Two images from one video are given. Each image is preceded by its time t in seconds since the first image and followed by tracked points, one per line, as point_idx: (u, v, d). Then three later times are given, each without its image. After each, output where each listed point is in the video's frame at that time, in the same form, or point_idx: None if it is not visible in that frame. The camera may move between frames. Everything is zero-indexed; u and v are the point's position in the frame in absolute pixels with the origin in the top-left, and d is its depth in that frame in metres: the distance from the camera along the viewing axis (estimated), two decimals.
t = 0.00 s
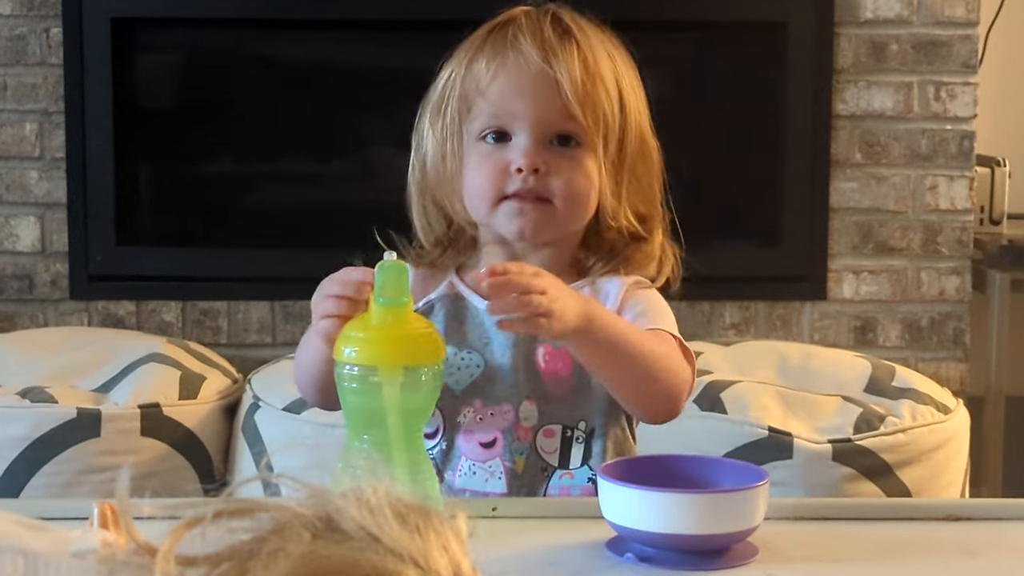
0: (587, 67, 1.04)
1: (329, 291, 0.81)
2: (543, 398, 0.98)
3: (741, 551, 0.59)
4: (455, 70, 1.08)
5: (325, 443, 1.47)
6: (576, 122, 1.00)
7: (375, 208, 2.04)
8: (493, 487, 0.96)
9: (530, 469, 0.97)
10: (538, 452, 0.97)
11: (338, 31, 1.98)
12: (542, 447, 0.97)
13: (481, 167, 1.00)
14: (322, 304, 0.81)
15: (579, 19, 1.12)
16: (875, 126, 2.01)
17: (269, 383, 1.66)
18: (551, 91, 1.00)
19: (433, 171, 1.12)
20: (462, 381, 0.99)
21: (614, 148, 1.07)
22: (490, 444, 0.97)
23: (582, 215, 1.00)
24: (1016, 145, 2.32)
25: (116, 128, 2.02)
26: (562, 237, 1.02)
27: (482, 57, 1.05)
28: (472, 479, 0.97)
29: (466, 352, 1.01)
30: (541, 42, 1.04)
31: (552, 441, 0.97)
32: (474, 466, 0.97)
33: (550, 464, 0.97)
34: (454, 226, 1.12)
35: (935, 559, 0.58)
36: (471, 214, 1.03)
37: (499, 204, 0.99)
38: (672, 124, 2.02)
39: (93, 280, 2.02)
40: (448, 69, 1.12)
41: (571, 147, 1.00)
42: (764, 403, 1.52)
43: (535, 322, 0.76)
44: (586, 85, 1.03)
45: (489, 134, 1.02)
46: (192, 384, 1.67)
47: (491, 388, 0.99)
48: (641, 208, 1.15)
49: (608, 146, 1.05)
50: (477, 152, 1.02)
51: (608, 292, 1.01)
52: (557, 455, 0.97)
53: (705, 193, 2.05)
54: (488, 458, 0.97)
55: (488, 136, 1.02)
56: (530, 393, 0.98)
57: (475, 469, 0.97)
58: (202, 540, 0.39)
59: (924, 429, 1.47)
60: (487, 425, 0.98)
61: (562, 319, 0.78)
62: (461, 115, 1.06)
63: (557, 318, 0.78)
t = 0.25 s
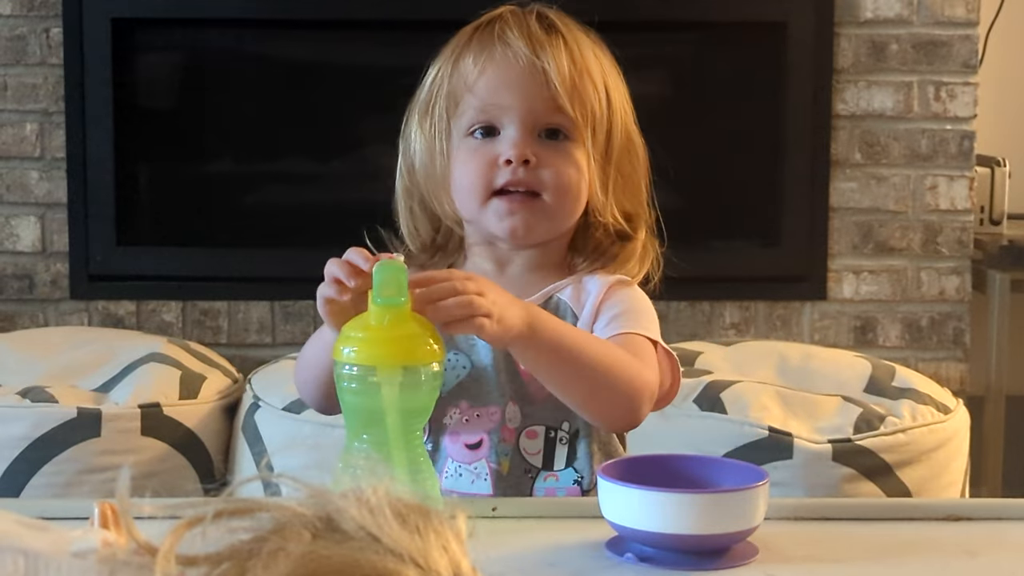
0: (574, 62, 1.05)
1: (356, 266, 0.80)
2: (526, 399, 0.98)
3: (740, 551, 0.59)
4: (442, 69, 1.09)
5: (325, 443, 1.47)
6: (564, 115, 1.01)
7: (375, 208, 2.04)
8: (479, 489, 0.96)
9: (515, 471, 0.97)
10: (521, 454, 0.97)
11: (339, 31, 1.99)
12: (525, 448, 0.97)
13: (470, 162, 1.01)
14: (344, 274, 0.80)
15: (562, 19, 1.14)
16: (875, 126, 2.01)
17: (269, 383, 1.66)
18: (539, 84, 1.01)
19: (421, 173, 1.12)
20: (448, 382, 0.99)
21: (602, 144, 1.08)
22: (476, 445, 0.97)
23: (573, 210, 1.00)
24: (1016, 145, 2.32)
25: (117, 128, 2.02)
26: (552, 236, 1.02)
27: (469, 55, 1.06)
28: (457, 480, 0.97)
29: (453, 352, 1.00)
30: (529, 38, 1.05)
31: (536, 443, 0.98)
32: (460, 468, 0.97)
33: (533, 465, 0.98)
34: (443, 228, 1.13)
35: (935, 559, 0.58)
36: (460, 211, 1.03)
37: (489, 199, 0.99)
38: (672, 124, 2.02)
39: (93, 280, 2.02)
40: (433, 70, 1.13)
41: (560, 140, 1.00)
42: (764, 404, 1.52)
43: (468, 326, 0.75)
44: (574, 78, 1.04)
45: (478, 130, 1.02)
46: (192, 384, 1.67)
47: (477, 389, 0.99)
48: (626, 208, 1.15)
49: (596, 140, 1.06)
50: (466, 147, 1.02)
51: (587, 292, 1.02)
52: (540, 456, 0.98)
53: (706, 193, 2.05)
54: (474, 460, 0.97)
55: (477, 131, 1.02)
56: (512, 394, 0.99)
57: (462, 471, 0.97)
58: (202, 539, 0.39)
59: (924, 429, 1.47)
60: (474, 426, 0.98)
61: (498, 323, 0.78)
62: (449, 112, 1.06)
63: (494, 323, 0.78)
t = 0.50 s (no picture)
0: (553, 59, 1.06)
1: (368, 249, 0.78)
2: (519, 399, 0.98)
3: (740, 552, 0.59)
4: (421, 71, 1.10)
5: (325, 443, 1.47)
6: (544, 114, 1.01)
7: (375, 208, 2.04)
8: (476, 490, 0.96)
9: (511, 471, 0.97)
10: (516, 454, 0.97)
11: (338, 31, 1.99)
12: (519, 448, 0.97)
13: (452, 162, 1.01)
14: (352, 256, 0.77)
15: (541, 16, 1.14)
16: (875, 126, 2.01)
17: (269, 384, 1.66)
18: (519, 83, 1.01)
19: (403, 175, 1.13)
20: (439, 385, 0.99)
21: (584, 141, 1.08)
22: (471, 448, 0.97)
23: (556, 208, 1.00)
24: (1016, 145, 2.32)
25: (116, 129, 2.02)
26: (537, 234, 1.01)
27: (448, 56, 1.07)
28: (453, 483, 0.97)
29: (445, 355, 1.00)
30: (507, 37, 1.06)
31: (530, 442, 0.98)
32: (456, 471, 0.97)
33: (529, 464, 0.98)
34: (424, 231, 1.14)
35: (935, 560, 0.58)
36: (445, 213, 1.03)
37: (472, 200, 0.99)
38: (672, 124, 2.03)
39: (93, 280, 2.02)
40: (412, 73, 1.13)
41: (541, 139, 1.00)
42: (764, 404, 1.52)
43: (475, 301, 0.75)
44: (553, 76, 1.04)
45: (459, 131, 1.02)
46: (192, 384, 1.67)
47: (469, 392, 0.98)
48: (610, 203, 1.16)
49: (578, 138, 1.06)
50: (447, 149, 1.02)
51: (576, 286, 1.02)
52: (535, 455, 0.98)
53: (706, 193, 2.05)
54: (469, 462, 0.97)
55: (458, 133, 1.03)
56: (505, 395, 0.98)
57: (457, 474, 0.97)
58: (203, 539, 0.39)
59: (924, 429, 1.47)
60: (468, 429, 0.97)
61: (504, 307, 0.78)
62: (430, 114, 1.07)
63: (498, 305, 0.78)
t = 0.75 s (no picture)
0: (534, 59, 1.06)
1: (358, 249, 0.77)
2: (504, 397, 0.98)
3: (740, 551, 0.59)
4: (402, 70, 1.10)
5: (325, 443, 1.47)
6: (527, 115, 1.01)
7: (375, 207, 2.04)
8: (464, 488, 0.96)
9: (497, 468, 0.97)
10: (503, 451, 0.97)
11: (338, 30, 1.99)
12: (506, 446, 0.98)
13: (434, 164, 1.01)
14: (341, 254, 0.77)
15: (522, 16, 1.14)
16: (875, 125, 2.01)
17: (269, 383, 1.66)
18: (501, 84, 1.01)
19: (388, 175, 1.13)
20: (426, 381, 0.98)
21: (567, 139, 1.08)
22: (459, 445, 0.97)
23: (540, 207, 1.00)
24: (1016, 144, 2.32)
25: (116, 129, 2.02)
26: (521, 234, 1.01)
27: (429, 57, 1.07)
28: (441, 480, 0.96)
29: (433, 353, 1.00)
30: (487, 38, 1.06)
31: (517, 440, 0.98)
32: (444, 467, 0.96)
33: (516, 461, 0.98)
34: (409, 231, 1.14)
35: (935, 558, 0.58)
36: (428, 214, 1.03)
37: (455, 202, 0.99)
38: (672, 124, 2.03)
39: (93, 280, 2.02)
40: (394, 74, 1.13)
41: (524, 140, 1.00)
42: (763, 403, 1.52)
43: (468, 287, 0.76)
44: (534, 76, 1.04)
45: (441, 132, 1.02)
46: (191, 384, 1.67)
47: (457, 390, 0.98)
48: (595, 201, 1.17)
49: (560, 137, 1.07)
50: (430, 150, 1.02)
51: (562, 284, 1.02)
52: (521, 453, 0.98)
53: (706, 192, 2.05)
54: (457, 459, 0.97)
55: (440, 134, 1.02)
56: (492, 393, 0.98)
57: (445, 471, 0.96)
58: (203, 538, 0.39)
59: (924, 428, 1.47)
60: (456, 426, 0.97)
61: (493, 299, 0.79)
62: (412, 115, 1.07)
63: (489, 297, 0.78)
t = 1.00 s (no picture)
0: (532, 64, 1.06)
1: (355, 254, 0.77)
2: (488, 402, 0.98)
3: (740, 551, 0.59)
4: (399, 69, 1.10)
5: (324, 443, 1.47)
6: (522, 121, 1.01)
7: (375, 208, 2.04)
8: (448, 487, 0.95)
9: (477, 472, 0.97)
10: (481, 456, 0.98)
11: (338, 30, 1.98)
12: (484, 451, 0.98)
13: (426, 166, 1.01)
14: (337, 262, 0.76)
15: (522, 18, 1.14)
16: (875, 125, 2.01)
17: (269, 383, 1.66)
18: (496, 88, 1.01)
19: (381, 172, 1.13)
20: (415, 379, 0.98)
21: (561, 145, 1.08)
22: (445, 445, 0.97)
23: (531, 214, 1.00)
24: (1016, 144, 2.32)
25: (116, 128, 2.02)
26: (511, 239, 1.02)
27: (426, 57, 1.07)
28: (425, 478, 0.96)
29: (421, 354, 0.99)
30: (485, 40, 1.06)
31: (496, 445, 0.98)
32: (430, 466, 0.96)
33: (493, 466, 0.98)
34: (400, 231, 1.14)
35: (934, 558, 0.58)
36: (418, 214, 1.03)
37: (445, 204, 1.00)
38: (672, 124, 2.03)
39: (92, 280, 2.02)
40: (391, 70, 1.13)
41: (518, 146, 1.01)
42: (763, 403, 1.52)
43: (462, 294, 0.76)
44: (531, 81, 1.04)
45: (435, 134, 1.02)
46: (191, 384, 1.67)
47: (444, 391, 0.98)
48: (587, 207, 1.16)
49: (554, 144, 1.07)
50: (423, 151, 1.03)
51: (547, 293, 1.02)
52: (499, 458, 0.98)
53: (706, 192, 2.05)
54: (440, 458, 0.96)
55: (434, 136, 1.03)
56: (474, 396, 0.98)
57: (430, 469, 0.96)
58: (202, 537, 0.39)
59: (923, 428, 1.47)
60: (442, 427, 0.97)
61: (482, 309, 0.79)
62: (407, 115, 1.07)
63: (480, 305, 0.79)
